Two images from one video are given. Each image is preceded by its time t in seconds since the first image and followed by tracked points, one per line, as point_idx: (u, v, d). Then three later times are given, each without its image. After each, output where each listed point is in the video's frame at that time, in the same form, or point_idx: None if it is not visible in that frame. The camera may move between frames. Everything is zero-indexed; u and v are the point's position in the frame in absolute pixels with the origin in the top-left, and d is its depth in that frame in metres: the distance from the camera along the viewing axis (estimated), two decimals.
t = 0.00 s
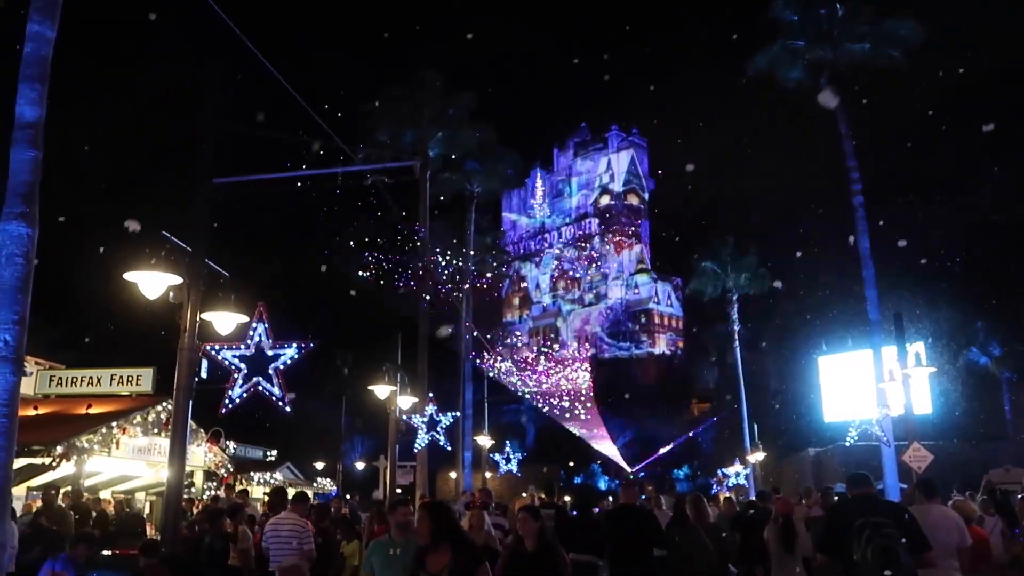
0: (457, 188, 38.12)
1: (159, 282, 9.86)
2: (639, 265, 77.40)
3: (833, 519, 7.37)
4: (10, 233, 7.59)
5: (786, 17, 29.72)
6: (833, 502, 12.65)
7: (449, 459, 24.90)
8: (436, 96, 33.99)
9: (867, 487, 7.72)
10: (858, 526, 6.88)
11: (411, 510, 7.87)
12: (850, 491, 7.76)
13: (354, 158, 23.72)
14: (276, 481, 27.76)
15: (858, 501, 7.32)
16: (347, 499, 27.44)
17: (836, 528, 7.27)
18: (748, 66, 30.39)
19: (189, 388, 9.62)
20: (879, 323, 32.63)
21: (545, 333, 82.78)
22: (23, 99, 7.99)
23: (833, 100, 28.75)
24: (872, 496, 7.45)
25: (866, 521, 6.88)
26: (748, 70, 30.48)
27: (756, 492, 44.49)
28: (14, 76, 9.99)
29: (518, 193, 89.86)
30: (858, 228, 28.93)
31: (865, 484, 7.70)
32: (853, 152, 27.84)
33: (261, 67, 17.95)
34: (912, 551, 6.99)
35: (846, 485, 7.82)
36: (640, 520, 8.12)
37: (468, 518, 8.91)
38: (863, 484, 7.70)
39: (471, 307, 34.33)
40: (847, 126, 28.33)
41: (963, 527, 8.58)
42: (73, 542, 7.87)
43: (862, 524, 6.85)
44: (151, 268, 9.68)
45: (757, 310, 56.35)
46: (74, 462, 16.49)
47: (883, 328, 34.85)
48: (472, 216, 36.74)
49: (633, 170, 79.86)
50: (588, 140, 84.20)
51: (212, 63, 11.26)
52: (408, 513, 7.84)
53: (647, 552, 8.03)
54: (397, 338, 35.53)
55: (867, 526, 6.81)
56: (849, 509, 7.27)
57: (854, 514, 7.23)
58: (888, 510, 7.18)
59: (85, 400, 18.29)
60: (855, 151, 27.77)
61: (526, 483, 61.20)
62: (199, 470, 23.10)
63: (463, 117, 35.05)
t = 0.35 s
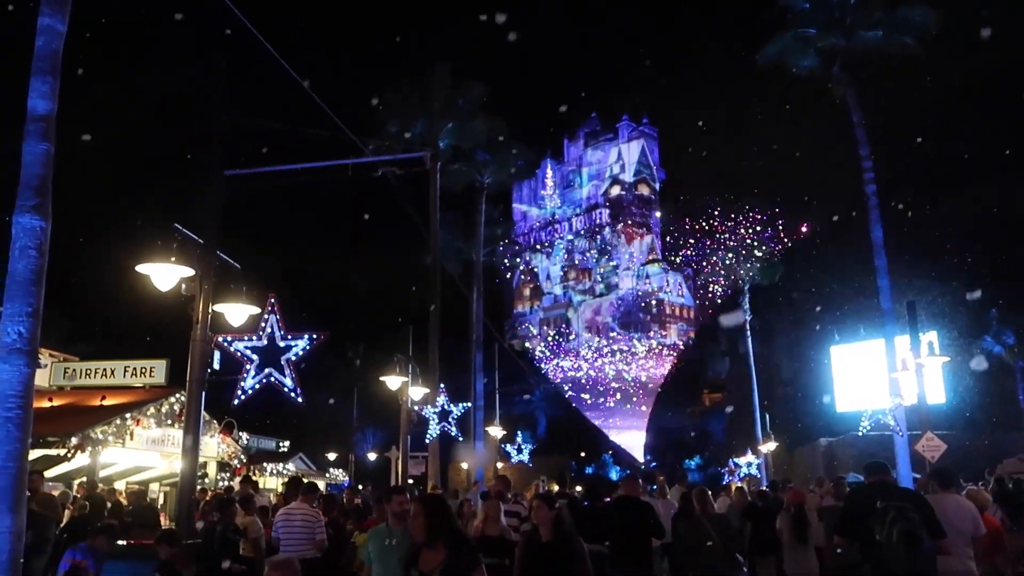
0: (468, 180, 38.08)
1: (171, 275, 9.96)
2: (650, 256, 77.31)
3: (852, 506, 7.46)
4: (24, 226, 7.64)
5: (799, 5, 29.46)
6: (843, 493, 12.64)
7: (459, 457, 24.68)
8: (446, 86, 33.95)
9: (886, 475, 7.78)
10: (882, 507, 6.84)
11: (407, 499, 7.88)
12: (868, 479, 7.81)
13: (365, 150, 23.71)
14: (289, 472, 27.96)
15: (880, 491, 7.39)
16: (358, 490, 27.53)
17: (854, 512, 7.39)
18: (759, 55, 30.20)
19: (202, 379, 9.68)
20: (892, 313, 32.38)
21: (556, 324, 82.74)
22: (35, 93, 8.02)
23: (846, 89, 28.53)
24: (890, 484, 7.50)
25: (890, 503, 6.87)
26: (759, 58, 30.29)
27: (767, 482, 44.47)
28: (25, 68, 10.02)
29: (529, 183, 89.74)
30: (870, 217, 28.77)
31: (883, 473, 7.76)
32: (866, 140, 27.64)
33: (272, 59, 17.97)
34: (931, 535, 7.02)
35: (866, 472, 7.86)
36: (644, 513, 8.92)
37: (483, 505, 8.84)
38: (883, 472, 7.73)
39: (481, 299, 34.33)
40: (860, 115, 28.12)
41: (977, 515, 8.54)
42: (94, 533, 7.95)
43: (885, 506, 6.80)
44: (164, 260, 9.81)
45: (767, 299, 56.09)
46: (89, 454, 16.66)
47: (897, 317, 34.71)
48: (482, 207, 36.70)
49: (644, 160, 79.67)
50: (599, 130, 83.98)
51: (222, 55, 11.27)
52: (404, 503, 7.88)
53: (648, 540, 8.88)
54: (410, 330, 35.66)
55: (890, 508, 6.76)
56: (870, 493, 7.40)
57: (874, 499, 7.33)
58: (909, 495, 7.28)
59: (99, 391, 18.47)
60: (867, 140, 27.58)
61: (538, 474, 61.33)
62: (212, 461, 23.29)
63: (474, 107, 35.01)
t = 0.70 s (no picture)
0: (474, 175, 38.09)
1: (178, 271, 9.93)
2: (657, 252, 77.27)
3: (850, 501, 7.68)
4: (32, 223, 7.65)
5: None
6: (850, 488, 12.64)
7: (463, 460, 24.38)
8: (453, 82, 33.97)
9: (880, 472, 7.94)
10: (877, 504, 6.99)
11: (386, 497, 7.29)
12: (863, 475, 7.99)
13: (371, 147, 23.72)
14: (297, 468, 28.04)
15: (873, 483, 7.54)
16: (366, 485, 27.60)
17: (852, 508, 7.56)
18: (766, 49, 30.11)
19: (209, 375, 9.71)
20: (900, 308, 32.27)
21: (563, 320, 82.75)
22: (43, 90, 8.05)
23: (853, 83, 28.44)
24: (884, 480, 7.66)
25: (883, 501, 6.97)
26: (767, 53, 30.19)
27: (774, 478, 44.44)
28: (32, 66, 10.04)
29: (535, 179, 89.58)
30: (878, 212, 28.66)
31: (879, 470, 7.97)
32: (874, 134, 27.54)
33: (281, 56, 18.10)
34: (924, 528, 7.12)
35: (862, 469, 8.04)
36: (644, 509, 9.03)
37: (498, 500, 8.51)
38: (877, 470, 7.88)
39: (488, 296, 34.36)
40: (867, 109, 28.01)
41: (988, 512, 8.50)
42: (106, 529, 7.95)
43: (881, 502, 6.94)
44: (172, 256, 9.75)
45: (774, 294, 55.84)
46: (99, 449, 16.74)
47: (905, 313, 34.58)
48: (489, 202, 36.68)
49: (651, 155, 79.58)
50: (606, 126, 83.82)
51: (228, 51, 11.29)
52: (383, 501, 7.26)
53: (647, 535, 8.99)
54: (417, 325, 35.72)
55: (885, 504, 6.91)
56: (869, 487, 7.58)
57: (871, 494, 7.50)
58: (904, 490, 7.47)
59: (107, 387, 18.54)
60: (875, 135, 27.45)
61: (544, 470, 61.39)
62: (220, 457, 23.36)
63: (480, 103, 35.02)
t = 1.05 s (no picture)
0: (474, 173, 38.14)
1: (178, 268, 9.88)
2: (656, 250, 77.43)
3: (829, 497, 7.83)
4: (33, 221, 7.66)
5: None
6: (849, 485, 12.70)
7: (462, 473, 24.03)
8: (453, 79, 34.00)
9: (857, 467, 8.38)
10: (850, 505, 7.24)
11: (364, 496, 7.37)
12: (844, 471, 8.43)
13: (371, 144, 23.72)
14: (297, 465, 28.08)
15: (846, 478, 7.98)
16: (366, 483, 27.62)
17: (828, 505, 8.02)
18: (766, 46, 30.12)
19: (209, 372, 9.72)
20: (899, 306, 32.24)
21: (563, 318, 82.72)
22: (43, 87, 8.05)
23: (853, 81, 28.44)
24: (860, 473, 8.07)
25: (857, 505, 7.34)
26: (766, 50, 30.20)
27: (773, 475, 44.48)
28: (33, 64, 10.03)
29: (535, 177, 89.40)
30: (878, 211, 28.68)
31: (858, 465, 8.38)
32: (874, 132, 27.53)
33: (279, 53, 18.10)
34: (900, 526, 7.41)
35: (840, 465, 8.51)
36: (646, 506, 9.00)
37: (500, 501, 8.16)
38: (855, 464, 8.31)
39: (488, 293, 34.36)
40: (868, 106, 27.99)
41: (990, 510, 8.50)
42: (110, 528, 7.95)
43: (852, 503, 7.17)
44: (173, 254, 9.71)
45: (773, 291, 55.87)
46: (98, 447, 16.74)
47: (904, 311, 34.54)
48: (488, 200, 36.67)
49: (651, 153, 79.70)
50: (605, 124, 83.83)
51: (229, 50, 11.33)
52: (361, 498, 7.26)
53: (649, 532, 8.98)
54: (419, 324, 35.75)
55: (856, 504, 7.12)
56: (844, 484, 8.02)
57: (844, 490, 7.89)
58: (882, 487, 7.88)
59: (107, 384, 18.54)
60: (875, 132, 27.45)
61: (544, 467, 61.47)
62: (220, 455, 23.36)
63: (480, 101, 35.08)
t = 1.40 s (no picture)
0: (473, 173, 38.17)
1: (177, 268, 9.90)
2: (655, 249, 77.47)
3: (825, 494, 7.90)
4: (31, 220, 7.65)
5: None
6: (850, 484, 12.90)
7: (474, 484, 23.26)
8: (452, 79, 34.01)
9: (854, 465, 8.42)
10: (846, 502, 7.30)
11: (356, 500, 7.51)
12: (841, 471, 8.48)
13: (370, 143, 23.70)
14: (295, 465, 28.11)
15: (842, 475, 8.05)
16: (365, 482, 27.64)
17: (824, 503, 8.07)
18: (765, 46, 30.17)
19: (209, 373, 9.70)
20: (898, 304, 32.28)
21: (561, 317, 82.71)
22: (41, 87, 8.04)
23: (851, 80, 28.46)
24: (856, 471, 8.14)
25: (852, 499, 7.31)
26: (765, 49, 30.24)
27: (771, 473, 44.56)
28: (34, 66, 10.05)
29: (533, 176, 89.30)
30: (876, 210, 28.71)
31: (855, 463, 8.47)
32: (872, 131, 27.55)
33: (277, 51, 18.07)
34: (891, 523, 7.47)
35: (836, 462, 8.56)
36: (641, 504, 9.12)
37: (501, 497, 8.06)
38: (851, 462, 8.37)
39: (486, 292, 34.38)
40: (866, 106, 28.02)
41: (991, 508, 8.52)
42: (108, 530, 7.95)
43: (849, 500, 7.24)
44: (172, 253, 9.71)
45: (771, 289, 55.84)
46: (96, 447, 16.76)
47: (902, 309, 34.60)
48: (487, 199, 36.68)
49: (650, 152, 79.74)
50: (604, 123, 83.83)
51: (229, 49, 11.36)
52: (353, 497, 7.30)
53: (642, 529, 9.08)
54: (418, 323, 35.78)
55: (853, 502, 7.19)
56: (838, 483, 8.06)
57: (840, 490, 7.96)
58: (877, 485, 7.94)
59: (106, 384, 18.57)
60: (874, 131, 27.47)
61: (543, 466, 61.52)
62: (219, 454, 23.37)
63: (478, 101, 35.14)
